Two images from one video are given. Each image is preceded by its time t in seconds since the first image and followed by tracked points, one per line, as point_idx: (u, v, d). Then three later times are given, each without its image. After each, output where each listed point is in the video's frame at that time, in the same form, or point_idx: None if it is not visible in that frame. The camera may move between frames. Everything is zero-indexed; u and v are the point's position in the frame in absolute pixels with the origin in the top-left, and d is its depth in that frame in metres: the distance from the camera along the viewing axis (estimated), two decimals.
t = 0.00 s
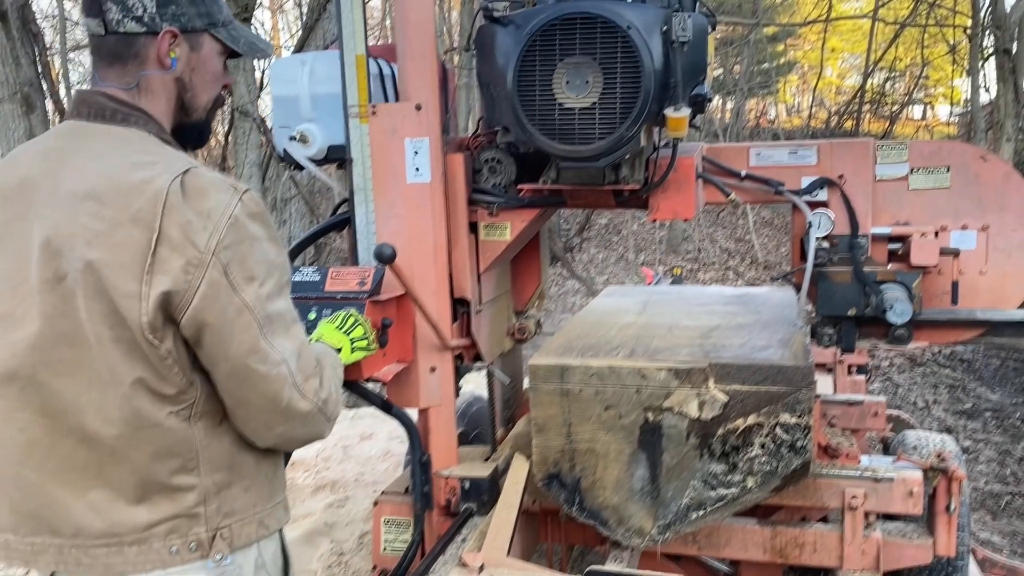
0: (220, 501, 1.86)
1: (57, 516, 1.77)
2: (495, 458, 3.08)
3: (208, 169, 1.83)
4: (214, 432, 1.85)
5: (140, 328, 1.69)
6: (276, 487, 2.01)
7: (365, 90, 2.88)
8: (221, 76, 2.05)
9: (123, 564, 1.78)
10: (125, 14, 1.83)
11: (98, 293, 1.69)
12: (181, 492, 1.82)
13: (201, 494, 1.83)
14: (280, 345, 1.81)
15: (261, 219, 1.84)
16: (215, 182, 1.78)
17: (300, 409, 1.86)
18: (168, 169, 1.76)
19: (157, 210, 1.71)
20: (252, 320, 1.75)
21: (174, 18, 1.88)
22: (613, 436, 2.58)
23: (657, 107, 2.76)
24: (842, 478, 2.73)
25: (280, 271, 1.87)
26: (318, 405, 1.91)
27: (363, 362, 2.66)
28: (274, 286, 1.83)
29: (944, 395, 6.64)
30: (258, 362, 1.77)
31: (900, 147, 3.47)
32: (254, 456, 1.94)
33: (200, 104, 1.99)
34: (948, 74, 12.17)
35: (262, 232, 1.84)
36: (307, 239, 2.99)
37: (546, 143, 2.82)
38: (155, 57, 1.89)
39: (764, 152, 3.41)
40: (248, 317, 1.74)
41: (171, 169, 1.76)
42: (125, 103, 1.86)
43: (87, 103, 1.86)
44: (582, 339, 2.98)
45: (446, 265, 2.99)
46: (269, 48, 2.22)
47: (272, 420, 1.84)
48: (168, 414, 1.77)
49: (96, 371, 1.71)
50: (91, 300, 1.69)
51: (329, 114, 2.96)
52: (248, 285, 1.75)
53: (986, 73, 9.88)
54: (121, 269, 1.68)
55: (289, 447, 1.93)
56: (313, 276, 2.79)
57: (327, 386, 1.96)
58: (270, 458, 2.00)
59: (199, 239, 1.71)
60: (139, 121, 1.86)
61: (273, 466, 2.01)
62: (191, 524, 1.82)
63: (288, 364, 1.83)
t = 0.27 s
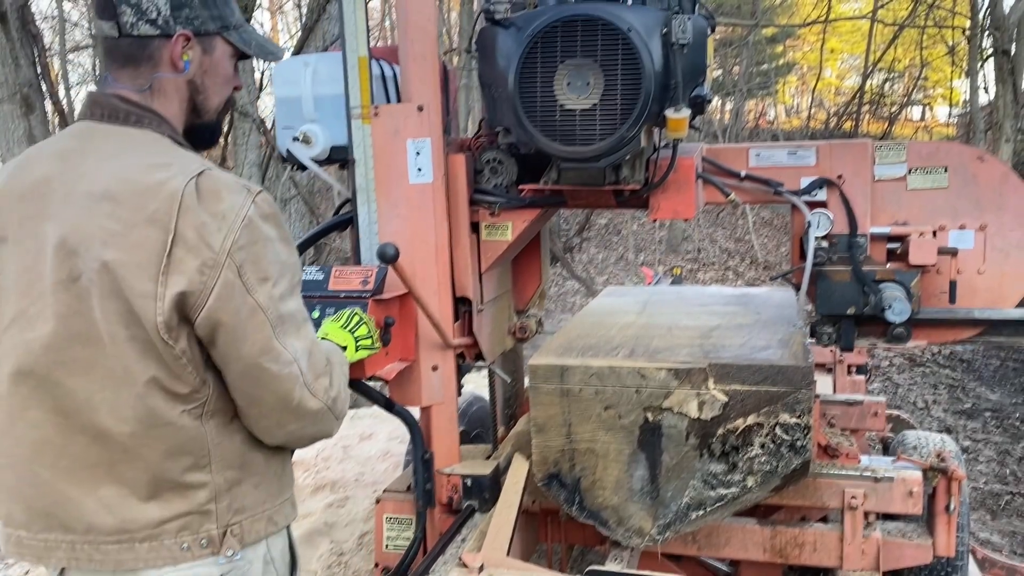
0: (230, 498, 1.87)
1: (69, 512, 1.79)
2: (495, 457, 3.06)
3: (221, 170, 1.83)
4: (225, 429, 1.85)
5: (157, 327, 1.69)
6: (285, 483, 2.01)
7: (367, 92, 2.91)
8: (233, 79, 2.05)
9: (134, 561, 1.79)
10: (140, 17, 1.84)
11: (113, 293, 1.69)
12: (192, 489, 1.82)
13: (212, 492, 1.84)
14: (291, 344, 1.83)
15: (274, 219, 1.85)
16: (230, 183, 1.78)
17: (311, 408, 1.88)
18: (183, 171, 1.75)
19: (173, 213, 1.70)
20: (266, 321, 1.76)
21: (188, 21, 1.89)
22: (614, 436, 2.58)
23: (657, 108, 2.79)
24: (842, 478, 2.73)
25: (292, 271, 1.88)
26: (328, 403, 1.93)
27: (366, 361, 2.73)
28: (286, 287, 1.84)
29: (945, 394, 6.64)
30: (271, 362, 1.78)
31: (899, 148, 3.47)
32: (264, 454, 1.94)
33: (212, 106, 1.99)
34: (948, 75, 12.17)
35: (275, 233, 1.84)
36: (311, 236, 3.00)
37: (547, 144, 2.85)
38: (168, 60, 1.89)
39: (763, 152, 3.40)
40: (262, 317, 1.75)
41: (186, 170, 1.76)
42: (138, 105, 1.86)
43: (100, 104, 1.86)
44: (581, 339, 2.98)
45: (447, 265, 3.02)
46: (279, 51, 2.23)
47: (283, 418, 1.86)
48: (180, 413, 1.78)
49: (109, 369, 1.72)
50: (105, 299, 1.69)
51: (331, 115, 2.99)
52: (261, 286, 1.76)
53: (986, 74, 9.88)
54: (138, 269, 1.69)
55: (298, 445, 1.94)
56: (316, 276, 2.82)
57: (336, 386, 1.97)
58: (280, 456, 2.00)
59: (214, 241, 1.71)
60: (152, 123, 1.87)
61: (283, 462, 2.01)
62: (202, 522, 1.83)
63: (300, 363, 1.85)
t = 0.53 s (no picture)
0: (233, 488, 1.85)
1: (75, 506, 1.79)
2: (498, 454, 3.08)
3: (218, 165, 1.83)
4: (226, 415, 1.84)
5: (154, 318, 1.71)
6: (291, 476, 2.01)
7: (370, 91, 2.93)
8: (244, 76, 2.02)
9: (138, 553, 1.79)
10: (137, 16, 1.88)
11: (110, 288, 1.70)
12: (194, 480, 1.81)
13: (213, 483, 1.82)
14: (314, 305, 1.85)
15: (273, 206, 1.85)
16: (226, 174, 1.78)
17: (343, 349, 1.94)
18: (179, 165, 1.75)
19: (168, 207, 1.71)
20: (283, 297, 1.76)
21: (183, 16, 1.89)
22: (614, 436, 2.58)
23: (658, 107, 2.79)
24: (842, 477, 2.73)
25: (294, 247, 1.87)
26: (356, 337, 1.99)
27: (370, 358, 2.70)
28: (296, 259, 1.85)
29: (945, 394, 6.64)
30: (300, 329, 1.81)
31: (898, 147, 3.50)
32: (269, 441, 1.93)
33: (217, 104, 1.98)
34: (948, 74, 12.16)
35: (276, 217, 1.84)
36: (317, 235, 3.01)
37: (549, 142, 2.86)
38: (166, 55, 1.90)
39: (764, 151, 3.40)
40: (281, 294, 1.76)
41: (182, 165, 1.76)
42: (138, 101, 1.87)
43: (104, 102, 1.89)
44: (582, 339, 2.98)
45: (449, 264, 3.02)
46: (300, 46, 2.17)
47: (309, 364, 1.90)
48: (179, 403, 1.77)
49: (108, 362, 1.72)
50: (102, 296, 1.70)
51: (335, 115, 2.98)
52: (270, 267, 1.76)
53: (987, 73, 9.88)
54: (136, 263, 1.70)
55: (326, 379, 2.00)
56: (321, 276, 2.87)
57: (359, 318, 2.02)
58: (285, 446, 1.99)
59: (214, 233, 1.72)
60: (150, 118, 1.87)
61: (289, 455, 2.00)
62: (204, 513, 1.82)
63: (327, 317, 1.89)
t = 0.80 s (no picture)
0: (222, 497, 1.85)
1: (64, 511, 1.81)
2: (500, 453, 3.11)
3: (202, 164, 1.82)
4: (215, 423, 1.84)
5: (134, 317, 1.69)
6: (280, 484, 1.99)
7: (373, 92, 2.92)
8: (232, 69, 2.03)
9: (125, 563, 1.79)
10: (126, 22, 1.86)
11: (91, 289, 1.70)
12: (181, 488, 1.81)
13: (197, 494, 1.81)
14: (297, 319, 1.80)
15: (259, 207, 1.83)
16: (210, 175, 1.77)
17: (323, 372, 1.87)
18: (161, 165, 1.75)
19: (150, 206, 1.70)
20: (261, 301, 1.73)
21: (173, 18, 1.89)
22: (614, 436, 2.58)
23: (659, 107, 2.79)
24: (842, 477, 2.73)
25: (284, 252, 1.85)
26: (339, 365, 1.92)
27: (373, 355, 2.70)
28: (283, 266, 1.82)
29: (945, 394, 6.64)
30: (276, 339, 1.76)
31: (898, 147, 3.48)
32: (258, 450, 1.92)
33: (209, 103, 1.99)
34: (948, 74, 12.16)
35: (261, 218, 1.82)
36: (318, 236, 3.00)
37: (550, 142, 2.87)
38: (159, 58, 1.90)
39: (764, 152, 3.40)
40: (260, 298, 1.73)
41: (164, 165, 1.75)
42: (127, 105, 1.87)
43: (92, 106, 1.88)
44: (581, 339, 2.98)
45: (451, 264, 3.02)
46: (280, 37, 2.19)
47: (291, 386, 1.85)
48: (164, 408, 1.77)
49: (94, 367, 1.73)
50: (87, 299, 1.70)
51: (338, 115, 2.99)
52: (251, 271, 1.74)
53: (987, 73, 9.88)
54: (118, 265, 1.69)
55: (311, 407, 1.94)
56: (324, 275, 2.87)
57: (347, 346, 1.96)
58: (274, 454, 1.98)
59: (196, 233, 1.71)
60: (140, 121, 1.86)
61: (277, 463, 1.99)
62: (192, 522, 1.82)
63: (308, 335, 1.83)
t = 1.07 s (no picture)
0: (227, 502, 1.85)
1: (69, 513, 1.81)
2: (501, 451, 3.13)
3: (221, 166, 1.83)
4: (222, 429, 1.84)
5: (150, 321, 1.69)
6: (284, 489, 1.99)
7: (376, 93, 2.93)
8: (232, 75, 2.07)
9: (130, 567, 1.78)
10: (143, 19, 1.85)
11: (109, 288, 1.69)
12: (186, 493, 1.80)
13: (204, 497, 1.81)
14: (297, 335, 1.82)
15: (274, 213, 1.84)
16: (226, 177, 1.78)
17: (309, 398, 1.87)
18: (180, 167, 1.76)
19: (168, 208, 1.71)
20: (265, 312, 1.76)
21: (189, 21, 1.90)
22: (613, 437, 2.58)
23: (659, 109, 2.80)
24: (842, 478, 2.73)
25: (300, 262, 1.88)
26: (329, 397, 1.91)
27: (375, 354, 2.69)
28: (294, 277, 1.84)
29: (944, 395, 6.64)
30: (271, 353, 1.78)
31: (896, 148, 3.46)
32: (263, 456, 1.92)
33: (214, 104, 2.00)
34: (947, 75, 12.18)
35: (275, 225, 1.83)
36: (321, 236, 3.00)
37: (550, 143, 2.87)
38: (172, 59, 1.90)
39: (763, 152, 3.40)
40: (262, 308, 1.75)
41: (182, 167, 1.76)
42: (138, 105, 1.86)
43: (102, 107, 1.86)
44: (581, 340, 2.98)
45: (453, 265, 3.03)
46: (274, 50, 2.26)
47: (280, 412, 1.85)
48: (175, 411, 1.77)
49: (105, 368, 1.73)
50: (101, 299, 1.69)
51: (340, 116, 2.99)
52: (262, 278, 1.76)
53: (986, 74, 9.89)
54: (133, 264, 1.69)
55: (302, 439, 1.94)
56: (327, 274, 2.87)
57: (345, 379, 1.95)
58: (278, 459, 1.98)
59: (212, 234, 1.71)
60: (151, 122, 1.86)
61: (281, 468, 1.98)
62: (198, 527, 1.81)
63: (303, 356, 1.83)
